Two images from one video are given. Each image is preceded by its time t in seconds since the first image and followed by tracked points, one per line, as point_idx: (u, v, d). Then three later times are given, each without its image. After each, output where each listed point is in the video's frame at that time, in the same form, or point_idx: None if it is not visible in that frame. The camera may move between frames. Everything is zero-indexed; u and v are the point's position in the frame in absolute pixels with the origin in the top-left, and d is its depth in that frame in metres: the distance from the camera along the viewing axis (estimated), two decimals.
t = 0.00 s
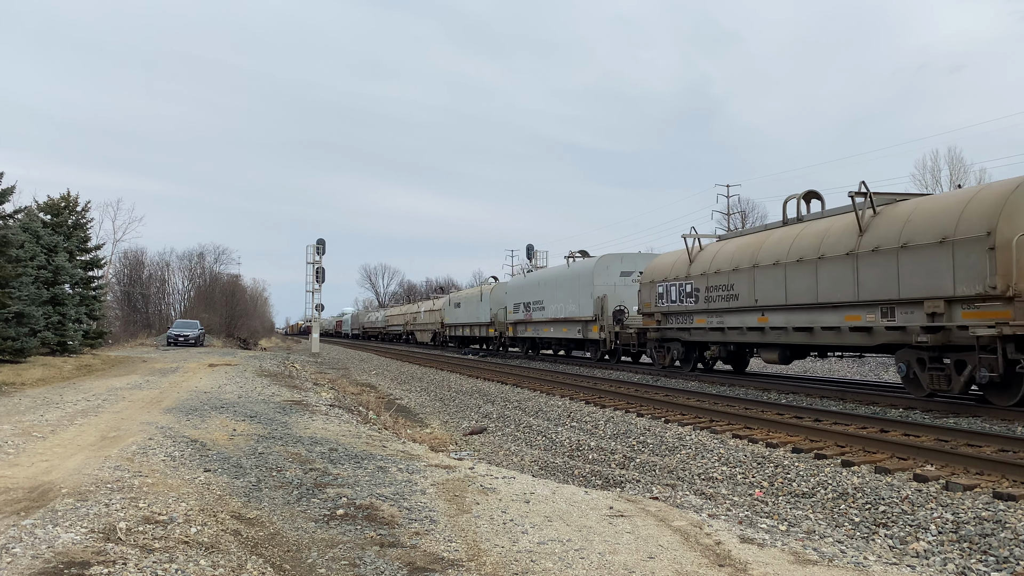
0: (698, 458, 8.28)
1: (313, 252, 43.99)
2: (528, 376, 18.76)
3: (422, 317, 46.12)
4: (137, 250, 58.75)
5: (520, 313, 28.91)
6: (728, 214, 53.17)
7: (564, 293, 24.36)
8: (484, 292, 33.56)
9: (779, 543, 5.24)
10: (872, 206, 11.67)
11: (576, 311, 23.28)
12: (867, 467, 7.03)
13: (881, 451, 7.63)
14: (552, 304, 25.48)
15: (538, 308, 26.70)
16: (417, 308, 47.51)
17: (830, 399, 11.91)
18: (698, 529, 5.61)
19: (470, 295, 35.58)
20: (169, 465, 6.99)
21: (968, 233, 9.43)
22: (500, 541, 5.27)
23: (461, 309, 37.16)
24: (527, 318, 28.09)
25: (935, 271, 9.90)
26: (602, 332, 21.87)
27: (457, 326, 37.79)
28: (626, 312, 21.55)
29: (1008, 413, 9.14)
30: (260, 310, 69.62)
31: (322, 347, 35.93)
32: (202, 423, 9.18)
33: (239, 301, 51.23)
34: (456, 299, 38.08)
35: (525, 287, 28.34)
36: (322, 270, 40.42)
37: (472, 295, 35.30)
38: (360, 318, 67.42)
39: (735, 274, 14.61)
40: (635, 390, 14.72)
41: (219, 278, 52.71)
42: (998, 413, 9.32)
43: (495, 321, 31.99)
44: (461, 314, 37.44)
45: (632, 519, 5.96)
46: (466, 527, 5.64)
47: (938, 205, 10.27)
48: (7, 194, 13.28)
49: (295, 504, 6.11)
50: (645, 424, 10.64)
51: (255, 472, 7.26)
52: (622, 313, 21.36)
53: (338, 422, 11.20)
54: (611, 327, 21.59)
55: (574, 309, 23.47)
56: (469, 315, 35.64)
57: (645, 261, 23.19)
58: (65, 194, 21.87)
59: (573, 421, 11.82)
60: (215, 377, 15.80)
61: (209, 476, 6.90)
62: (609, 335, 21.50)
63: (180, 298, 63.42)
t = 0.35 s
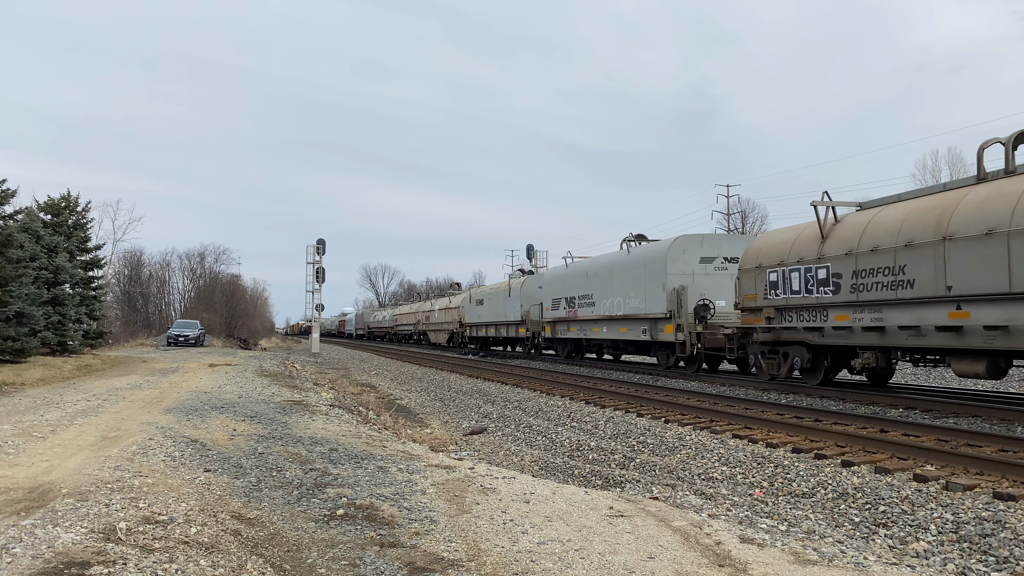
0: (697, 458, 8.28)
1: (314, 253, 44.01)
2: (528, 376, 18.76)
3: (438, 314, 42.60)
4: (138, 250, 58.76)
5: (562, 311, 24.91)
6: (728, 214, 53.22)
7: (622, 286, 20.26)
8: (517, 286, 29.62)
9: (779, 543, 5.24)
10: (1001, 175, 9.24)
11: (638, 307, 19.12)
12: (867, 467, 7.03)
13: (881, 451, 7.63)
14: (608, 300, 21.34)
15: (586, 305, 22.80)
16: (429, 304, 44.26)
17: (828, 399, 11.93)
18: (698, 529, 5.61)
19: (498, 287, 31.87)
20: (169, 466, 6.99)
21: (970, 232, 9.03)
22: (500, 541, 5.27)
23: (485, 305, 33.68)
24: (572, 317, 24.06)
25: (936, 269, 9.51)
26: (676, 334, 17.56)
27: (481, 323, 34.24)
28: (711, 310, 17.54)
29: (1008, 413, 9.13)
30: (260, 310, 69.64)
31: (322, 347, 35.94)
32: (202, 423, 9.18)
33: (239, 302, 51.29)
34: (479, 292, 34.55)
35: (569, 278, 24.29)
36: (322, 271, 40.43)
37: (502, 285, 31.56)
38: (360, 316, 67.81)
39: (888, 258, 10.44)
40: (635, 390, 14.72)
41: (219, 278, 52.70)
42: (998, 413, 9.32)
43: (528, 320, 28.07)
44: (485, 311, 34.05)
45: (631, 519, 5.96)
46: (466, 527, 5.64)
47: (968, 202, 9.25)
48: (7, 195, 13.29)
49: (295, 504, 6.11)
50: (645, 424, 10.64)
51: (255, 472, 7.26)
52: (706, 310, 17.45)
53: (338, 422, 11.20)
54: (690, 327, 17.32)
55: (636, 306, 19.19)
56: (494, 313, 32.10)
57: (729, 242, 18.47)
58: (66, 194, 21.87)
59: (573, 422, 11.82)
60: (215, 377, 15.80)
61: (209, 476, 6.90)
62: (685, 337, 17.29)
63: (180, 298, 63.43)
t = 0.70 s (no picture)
0: (698, 458, 8.28)
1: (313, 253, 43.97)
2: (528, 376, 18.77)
3: (452, 314, 38.77)
4: (137, 250, 58.74)
5: (622, 304, 20.30)
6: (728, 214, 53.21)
7: (711, 269, 15.66)
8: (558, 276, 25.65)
9: (779, 543, 5.24)
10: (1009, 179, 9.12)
11: (742, 299, 14.33)
12: (867, 467, 7.03)
13: (881, 451, 7.63)
14: (694, 289, 16.25)
15: (740, 297, 14.44)
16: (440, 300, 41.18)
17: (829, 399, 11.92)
18: (698, 529, 5.61)
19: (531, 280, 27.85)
20: (168, 466, 6.99)
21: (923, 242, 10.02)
22: (501, 541, 5.27)
23: (511, 301, 29.67)
24: (637, 312, 19.10)
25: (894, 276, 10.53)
26: (804, 333, 12.80)
27: (507, 321, 30.23)
28: (854, 302, 12.57)
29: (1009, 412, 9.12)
30: (259, 310, 69.56)
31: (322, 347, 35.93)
32: (202, 423, 9.18)
33: (239, 302, 51.29)
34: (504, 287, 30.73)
35: (631, 264, 19.53)
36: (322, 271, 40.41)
37: (536, 278, 27.51)
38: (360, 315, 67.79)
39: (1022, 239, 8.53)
40: (635, 390, 14.73)
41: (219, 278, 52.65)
42: (996, 413, 9.33)
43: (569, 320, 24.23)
44: (510, 308, 29.89)
45: (631, 519, 5.96)
46: (466, 527, 5.64)
47: (935, 213, 10.02)
48: (6, 194, 13.29)
49: (295, 504, 6.11)
50: (645, 424, 10.64)
51: (255, 472, 7.26)
52: (848, 304, 12.50)
53: (337, 422, 11.19)
54: (824, 326, 12.51)
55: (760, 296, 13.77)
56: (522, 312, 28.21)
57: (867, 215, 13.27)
58: (65, 194, 21.86)
59: (573, 421, 11.82)
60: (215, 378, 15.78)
61: (209, 476, 6.89)
62: (819, 339, 12.44)
63: (179, 298, 63.38)
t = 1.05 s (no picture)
0: (697, 457, 8.28)
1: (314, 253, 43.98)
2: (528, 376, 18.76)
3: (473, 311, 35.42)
4: (137, 250, 58.74)
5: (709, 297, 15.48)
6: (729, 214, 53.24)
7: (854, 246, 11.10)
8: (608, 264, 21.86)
9: (778, 543, 5.24)
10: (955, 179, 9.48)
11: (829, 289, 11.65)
12: (867, 467, 7.03)
13: (881, 451, 7.63)
14: (843, 274, 11.30)
15: (927, 285, 9.67)
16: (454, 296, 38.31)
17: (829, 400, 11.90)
18: (698, 529, 5.61)
19: (577, 271, 24.05)
20: (168, 465, 6.99)
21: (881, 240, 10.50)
22: (500, 541, 5.27)
23: (552, 294, 25.80)
24: (744, 307, 13.97)
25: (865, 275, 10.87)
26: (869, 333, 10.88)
27: (544, 318, 26.48)
28: None
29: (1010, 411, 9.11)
30: (259, 309, 69.56)
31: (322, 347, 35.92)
32: (202, 423, 9.18)
33: (239, 301, 51.28)
34: (541, 279, 27.01)
35: (755, 245, 13.66)
36: (322, 270, 40.41)
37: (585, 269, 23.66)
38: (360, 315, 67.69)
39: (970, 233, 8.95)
40: (635, 390, 14.71)
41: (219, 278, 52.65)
42: (997, 413, 9.32)
43: (629, 319, 20.32)
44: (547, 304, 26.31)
45: (631, 519, 5.96)
46: (466, 527, 5.64)
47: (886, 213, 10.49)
48: (6, 194, 13.28)
49: (295, 504, 6.10)
50: (645, 424, 10.64)
51: (255, 472, 7.26)
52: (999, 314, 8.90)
53: (338, 422, 11.20)
54: None
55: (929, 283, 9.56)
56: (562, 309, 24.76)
57: None
58: (65, 194, 21.84)
59: (573, 421, 11.82)
60: (215, 377, 15.78)
61: (209, 476, 6.89)
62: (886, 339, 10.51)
63: (180, 298, 63.38)
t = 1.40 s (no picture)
0: (697, 458, 8.29)
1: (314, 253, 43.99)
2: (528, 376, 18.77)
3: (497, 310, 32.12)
4: (137, 250, 58.74)
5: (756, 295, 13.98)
6: (728, 215, 53.24)
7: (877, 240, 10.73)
8: (690, 247, 17.26)
9: (779, 543, 5.24)
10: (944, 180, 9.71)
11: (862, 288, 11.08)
12: (867, 467, 7.03)
13: (880, 451, 7.64)
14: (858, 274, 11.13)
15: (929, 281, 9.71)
16: (474, 295, 35.21)
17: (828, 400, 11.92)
18: (698, 530, 5.61)
19: (644, 257, 19.68)
20: (168, 466, 6.99)
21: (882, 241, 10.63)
22: (500, 541, 5.27)
23: (608, 287, 21.38)
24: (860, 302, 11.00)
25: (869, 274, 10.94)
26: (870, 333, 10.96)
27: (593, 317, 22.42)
28: None
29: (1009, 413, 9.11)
30: (259, 310, 69.52)
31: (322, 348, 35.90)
32: (202, 423, 9.18)
33: (238, 301, 51.27)
34: (594, 268, 22.76)
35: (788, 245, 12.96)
36: (322, 270, 40.40)
37: (658, 252, 18.90)
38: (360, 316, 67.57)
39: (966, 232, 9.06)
40: (635, 390, 14.71)
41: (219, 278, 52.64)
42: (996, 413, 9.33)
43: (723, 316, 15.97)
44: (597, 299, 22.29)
45: (631, 519, 5.97)
46: (466, 527, 5.64)
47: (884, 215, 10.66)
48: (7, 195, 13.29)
49: (295, 504, 6.11)
50: (645, 424, 10.64)
51: (255, 472, 7.26)
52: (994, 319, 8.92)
53: (338, 422, 11.20)
54: None
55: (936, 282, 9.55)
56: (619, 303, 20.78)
57: None
58: (65, 194, 21.84)
59: (573, 422, 11.82)
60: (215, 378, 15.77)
61: (209, 476, 6.89)
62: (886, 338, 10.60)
63: (180, 298, 63.36)
